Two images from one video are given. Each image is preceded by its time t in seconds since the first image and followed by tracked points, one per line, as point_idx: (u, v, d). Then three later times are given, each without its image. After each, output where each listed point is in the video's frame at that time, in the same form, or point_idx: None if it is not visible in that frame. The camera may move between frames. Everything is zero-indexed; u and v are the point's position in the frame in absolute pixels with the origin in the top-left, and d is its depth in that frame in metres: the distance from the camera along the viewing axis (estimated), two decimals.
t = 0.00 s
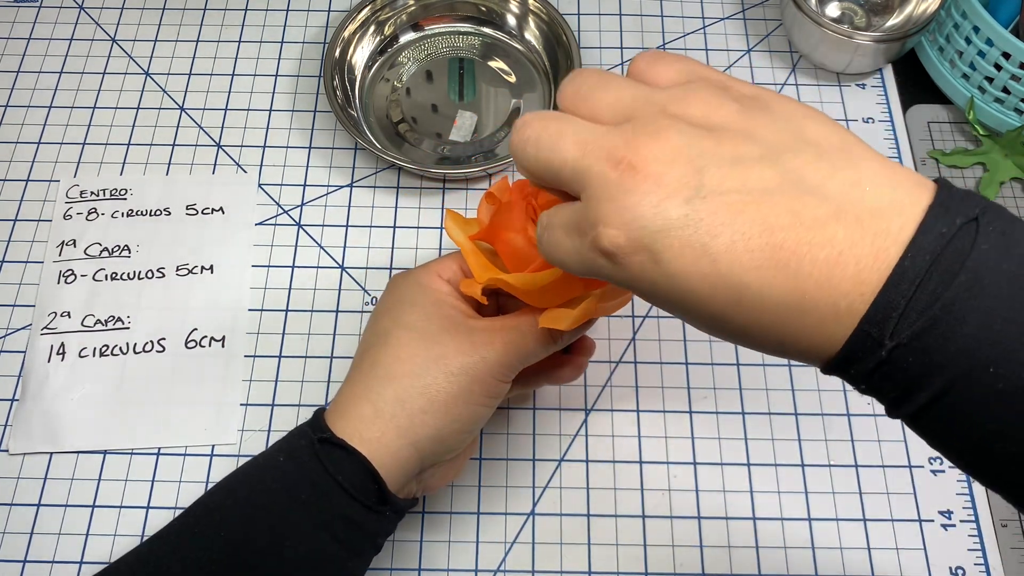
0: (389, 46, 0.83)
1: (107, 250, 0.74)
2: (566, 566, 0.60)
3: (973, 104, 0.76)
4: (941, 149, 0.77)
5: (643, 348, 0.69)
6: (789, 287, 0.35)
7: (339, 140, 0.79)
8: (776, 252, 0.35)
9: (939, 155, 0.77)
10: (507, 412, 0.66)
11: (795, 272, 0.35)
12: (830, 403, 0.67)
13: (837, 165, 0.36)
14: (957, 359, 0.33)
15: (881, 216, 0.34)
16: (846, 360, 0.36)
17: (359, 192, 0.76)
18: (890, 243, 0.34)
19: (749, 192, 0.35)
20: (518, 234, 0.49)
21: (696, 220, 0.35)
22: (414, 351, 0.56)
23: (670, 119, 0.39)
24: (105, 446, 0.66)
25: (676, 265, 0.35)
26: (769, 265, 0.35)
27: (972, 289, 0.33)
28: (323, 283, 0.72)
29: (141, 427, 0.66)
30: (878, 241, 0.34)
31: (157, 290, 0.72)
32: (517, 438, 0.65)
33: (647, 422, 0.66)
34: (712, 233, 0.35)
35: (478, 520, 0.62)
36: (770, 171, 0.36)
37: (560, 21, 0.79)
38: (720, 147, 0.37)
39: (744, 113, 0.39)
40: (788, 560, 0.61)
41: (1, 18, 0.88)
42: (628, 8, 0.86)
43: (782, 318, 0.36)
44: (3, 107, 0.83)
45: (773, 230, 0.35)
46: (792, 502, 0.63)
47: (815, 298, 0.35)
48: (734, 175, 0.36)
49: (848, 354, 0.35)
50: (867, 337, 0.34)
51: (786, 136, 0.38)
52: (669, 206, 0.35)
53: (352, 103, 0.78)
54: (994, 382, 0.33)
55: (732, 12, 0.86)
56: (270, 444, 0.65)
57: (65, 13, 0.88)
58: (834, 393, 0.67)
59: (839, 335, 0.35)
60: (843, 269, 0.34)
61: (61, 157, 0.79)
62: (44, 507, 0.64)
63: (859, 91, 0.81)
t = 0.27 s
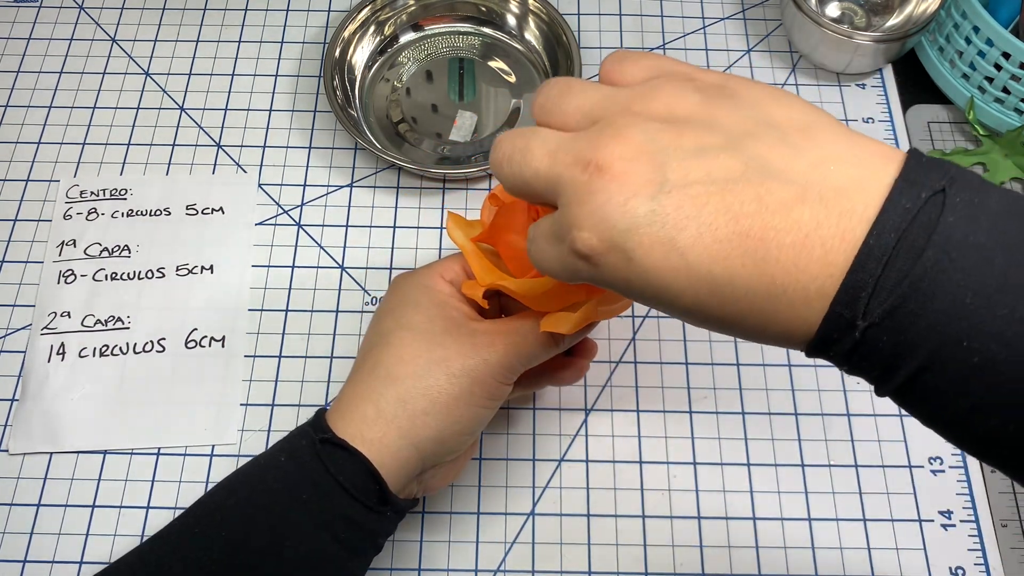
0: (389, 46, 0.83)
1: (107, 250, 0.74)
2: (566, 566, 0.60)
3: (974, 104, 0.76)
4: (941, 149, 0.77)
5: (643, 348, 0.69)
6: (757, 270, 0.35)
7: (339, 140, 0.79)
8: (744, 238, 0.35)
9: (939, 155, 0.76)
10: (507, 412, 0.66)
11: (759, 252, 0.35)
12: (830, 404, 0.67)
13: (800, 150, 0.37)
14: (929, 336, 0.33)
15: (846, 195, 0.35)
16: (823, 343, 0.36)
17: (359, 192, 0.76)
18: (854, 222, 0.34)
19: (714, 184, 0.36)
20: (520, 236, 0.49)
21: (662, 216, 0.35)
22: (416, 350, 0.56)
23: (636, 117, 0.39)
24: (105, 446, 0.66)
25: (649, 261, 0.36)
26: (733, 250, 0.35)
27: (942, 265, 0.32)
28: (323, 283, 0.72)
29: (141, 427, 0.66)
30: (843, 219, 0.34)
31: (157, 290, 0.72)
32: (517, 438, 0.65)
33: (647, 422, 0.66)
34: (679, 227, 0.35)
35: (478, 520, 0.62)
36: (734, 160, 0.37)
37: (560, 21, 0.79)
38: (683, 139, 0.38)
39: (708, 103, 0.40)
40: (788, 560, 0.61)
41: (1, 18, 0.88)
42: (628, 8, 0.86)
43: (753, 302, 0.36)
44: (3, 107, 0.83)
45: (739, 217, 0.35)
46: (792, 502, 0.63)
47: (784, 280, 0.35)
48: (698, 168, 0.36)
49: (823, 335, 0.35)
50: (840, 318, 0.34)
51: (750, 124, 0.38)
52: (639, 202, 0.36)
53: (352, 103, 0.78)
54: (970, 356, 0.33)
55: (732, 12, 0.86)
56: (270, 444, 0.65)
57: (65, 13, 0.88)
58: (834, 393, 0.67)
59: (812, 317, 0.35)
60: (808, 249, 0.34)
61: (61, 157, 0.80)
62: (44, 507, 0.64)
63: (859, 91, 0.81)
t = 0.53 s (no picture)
0: (389, 46, 0.83)
1: (107, 250, 0.74)
2: (566, 566, 0.60)
3: (974, 104, 0.76)
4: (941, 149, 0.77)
5: (643, 348, 0.69)
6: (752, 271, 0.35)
7: (339, 140, 0.79)
8: (739, 238, 0.35)
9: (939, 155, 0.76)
10: (507, 412, 0.66)
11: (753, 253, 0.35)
12: (830, 404, 0.67)
13: (796, 146, 0.36)
14: (925, 335, 0.33)
15: (842, 192, 0.34)
16: (820, 341, 0.36)
17: (359, 192, 0.76)
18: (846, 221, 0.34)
19: (708, 183, 0.36)
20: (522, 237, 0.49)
21: (657, 217, 0.36)
22: (417, 350, 0.56)
23: (632, 118, 0.39)
24: (105, 446, 0.66)
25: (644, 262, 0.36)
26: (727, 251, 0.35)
27: (936, 263, 0.32)
28: (323, 283, 0.72)
29: (141, 427, 0.66)
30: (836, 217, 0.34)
31: (157, 290, 0.72)
32: (517, 438, 0.65)
33: (647, 422, 0.66)
34: (673, 228, 0.36)
35: (478, 520, 0.62)
36: (728, 160, 0.37)
37: (560, 21, 0.79)
38: (678, 140, 0.38)
39: (703, 102, 0.39)
40: (788, 560, 0.61)
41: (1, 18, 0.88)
42: (628, 8, 0.86)
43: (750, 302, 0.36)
44: (3, 107, 0.83)
45: (733, 217, 0.35)
46: (792, 502, 0.63)
47: (780, 279, 0.35)
48: (691, 168, 0.37)
49: (820, 334, 0.35)
50: (836, 317, 0.34)
51: (746, 121, 0.38)
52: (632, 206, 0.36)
53: (352, 103, 0.78)
54: (967, 354, 0.32)
55: (732, 12, 0.86)
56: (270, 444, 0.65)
57: (65, 13, 0.88)
58: (834, 393, 0.67)
59: (808, 316, 0.35)
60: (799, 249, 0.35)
61: (61, 157, 0.80)
62: (44, 507, 0.64)
63: (859, 91, 0.81)
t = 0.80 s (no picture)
0: (389, 46, 0.83)
1: (107, 250, 0.74)
2: (566, 566, 0.60)
3: (974, 104, 0.76)
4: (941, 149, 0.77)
5: (643, 348, 0.69)
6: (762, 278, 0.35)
7: (339, 140, 0.79)
8: (749, 241, 0.35)
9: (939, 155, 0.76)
10: (507, 412, 0.66)
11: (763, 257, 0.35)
12: (830, 404, 0.67)
13: (806, 151, 0.36)
14: (939, 342, 0.32)
15: (852, 196, 0.34)
16: (831, 348, 0.36)
17: (359, 192, 0.76)
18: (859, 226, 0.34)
19: (717, 187, 0.36)
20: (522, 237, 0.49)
21: (665, 221, 0.36)
22: (418, 350, 0.56)
23: (640, 121, 0.39)
24: (105, 446, 0.66)
25: (654, 266, 0.36)
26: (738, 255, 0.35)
27: (949, 269, 0.32)
28: (323, 283, 0.72)
29: (141, 427, 0.66)
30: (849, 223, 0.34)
31: (157, 290, 0.72)
32: (517, 438, 0.65)
33: (647, 422, 0.66)
34: (681, 230, 0.35)
35: (478, 520, 0.62)
36: (737, 163, 0.37)
37: (560, 21, 0.79)
38: (686, 144, 0.38)
39: (710, 106, 0.40)
40: (788, 560, 0.61)
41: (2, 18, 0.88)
42: (628, 8, 0.86)
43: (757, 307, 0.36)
44: (3, 107, 0.83)
45: (743, 220, 0.35)
46: (792, 502, 0.63)
47: (790, 284, 0.35)
48: (699, 172, 0.37)
49: (831, 340, 0.35)
50: (847, 323, 0.34)
51: (754, 124, 0.38)
52: (641, 208, 0.36)
53: (352, 103, 0.78)
54: (981, 362, 0.32)
55: (732, 12, 0.86)
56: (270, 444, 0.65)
57: (65, 13, 0.88)
58: (834, 393, 0.67)
59: (818, 322, 0.35)
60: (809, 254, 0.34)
61: (61, 157, 0.80)
62: (44, 507, 0.64)
63: (859, 91, 0.81)
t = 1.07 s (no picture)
0: (389, 46, 0.83)
1: (107, 250, 0.74)
2: (566, 566, 0.60)
3: (974, 104, 0.76)
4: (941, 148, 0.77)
5: (643, 348, 0.69)
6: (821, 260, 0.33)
7: (339, 139, 0.79)
8: (802, 217, 0.34)
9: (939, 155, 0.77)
10: (507, 412, 0.66)
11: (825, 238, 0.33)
12: (830, 403, 0.67)
13: (858, 135, 0.35)
14: (985, 323, 0.32)
15: (908, 177, 0.33)
16: (876, 334, 0.34)
17: (359, 191, 0.76)
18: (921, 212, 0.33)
19: (769, 165, 0.35)
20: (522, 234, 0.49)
21: (715, 195, 0.34)
22: (419, 348, 0.56)
23: (687, 107, 0.38)
24: (105, 446, 0.66)
25: (708, 248, 0.34)
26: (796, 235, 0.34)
27: (1005, 250, 0.31)
28: (323, 283, 0.72)
29: (141, 427, 0.66)
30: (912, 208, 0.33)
31: (157, 290, 0.72)
32: (517, 438, 0.65)
33: (647, 422, 0.66)
34: (732, 206, 0.34)
35: (478, 520, 0.62)
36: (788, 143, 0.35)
37: (560, 21, 0.79)
38: (736, 127, 0.36)
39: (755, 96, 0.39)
40: (788, 560, 0.61)
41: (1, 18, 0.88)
42: (628, 8, 0.86)
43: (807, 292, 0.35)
44: (3, 107, 0.83)
45: (797, 197, 0.34)
46: (792, 502, 0.63)
47: (849, 270, 0.33)
48: (751, 150, 0.35)
49: (877, 325, 0.34)
50: (896, 305, 0.33)
51: (802, 111, 0.37)
52: (696, 188, 0.35)
53: (352, 103, 0.78)
54: None
55: (732, 12, 0.86)
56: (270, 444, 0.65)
57: (65, 13, 0.88)
58: (834, 393, 0.67)
59: (867, 304, 0.34)
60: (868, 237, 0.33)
61: (61, 156, 0.79)
62: (44, 507, 0.64)
63: (859, 91, 0.81)
